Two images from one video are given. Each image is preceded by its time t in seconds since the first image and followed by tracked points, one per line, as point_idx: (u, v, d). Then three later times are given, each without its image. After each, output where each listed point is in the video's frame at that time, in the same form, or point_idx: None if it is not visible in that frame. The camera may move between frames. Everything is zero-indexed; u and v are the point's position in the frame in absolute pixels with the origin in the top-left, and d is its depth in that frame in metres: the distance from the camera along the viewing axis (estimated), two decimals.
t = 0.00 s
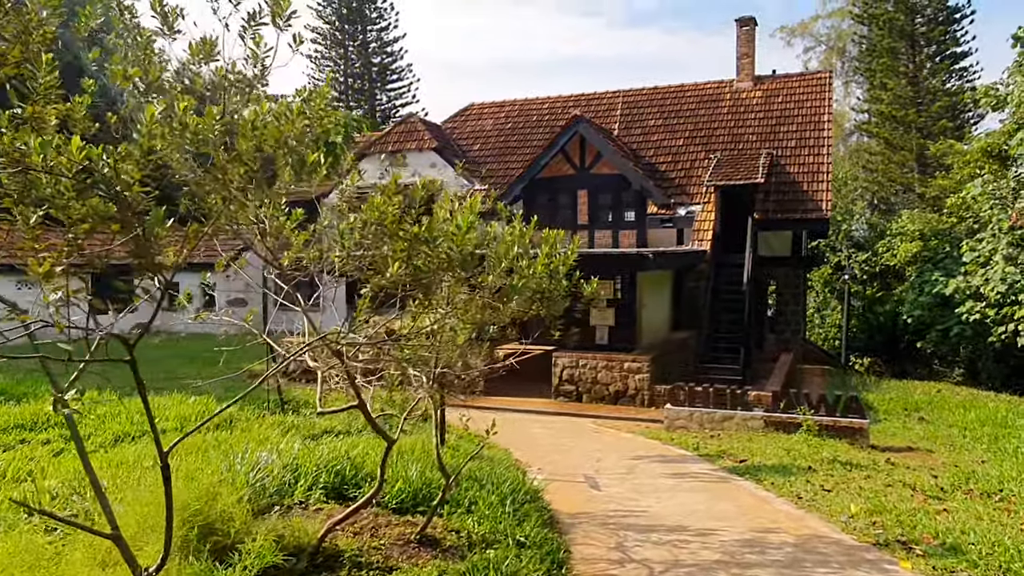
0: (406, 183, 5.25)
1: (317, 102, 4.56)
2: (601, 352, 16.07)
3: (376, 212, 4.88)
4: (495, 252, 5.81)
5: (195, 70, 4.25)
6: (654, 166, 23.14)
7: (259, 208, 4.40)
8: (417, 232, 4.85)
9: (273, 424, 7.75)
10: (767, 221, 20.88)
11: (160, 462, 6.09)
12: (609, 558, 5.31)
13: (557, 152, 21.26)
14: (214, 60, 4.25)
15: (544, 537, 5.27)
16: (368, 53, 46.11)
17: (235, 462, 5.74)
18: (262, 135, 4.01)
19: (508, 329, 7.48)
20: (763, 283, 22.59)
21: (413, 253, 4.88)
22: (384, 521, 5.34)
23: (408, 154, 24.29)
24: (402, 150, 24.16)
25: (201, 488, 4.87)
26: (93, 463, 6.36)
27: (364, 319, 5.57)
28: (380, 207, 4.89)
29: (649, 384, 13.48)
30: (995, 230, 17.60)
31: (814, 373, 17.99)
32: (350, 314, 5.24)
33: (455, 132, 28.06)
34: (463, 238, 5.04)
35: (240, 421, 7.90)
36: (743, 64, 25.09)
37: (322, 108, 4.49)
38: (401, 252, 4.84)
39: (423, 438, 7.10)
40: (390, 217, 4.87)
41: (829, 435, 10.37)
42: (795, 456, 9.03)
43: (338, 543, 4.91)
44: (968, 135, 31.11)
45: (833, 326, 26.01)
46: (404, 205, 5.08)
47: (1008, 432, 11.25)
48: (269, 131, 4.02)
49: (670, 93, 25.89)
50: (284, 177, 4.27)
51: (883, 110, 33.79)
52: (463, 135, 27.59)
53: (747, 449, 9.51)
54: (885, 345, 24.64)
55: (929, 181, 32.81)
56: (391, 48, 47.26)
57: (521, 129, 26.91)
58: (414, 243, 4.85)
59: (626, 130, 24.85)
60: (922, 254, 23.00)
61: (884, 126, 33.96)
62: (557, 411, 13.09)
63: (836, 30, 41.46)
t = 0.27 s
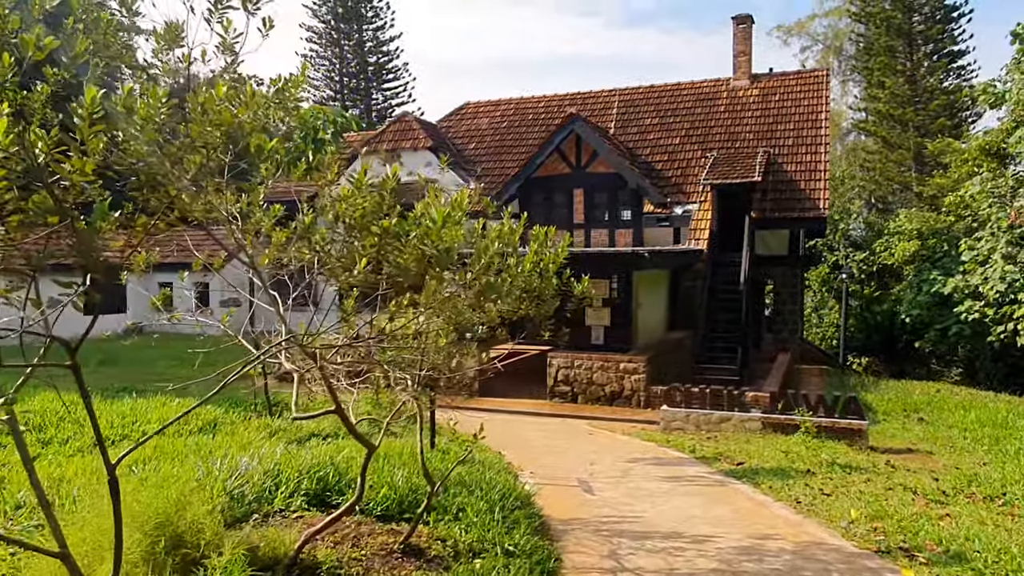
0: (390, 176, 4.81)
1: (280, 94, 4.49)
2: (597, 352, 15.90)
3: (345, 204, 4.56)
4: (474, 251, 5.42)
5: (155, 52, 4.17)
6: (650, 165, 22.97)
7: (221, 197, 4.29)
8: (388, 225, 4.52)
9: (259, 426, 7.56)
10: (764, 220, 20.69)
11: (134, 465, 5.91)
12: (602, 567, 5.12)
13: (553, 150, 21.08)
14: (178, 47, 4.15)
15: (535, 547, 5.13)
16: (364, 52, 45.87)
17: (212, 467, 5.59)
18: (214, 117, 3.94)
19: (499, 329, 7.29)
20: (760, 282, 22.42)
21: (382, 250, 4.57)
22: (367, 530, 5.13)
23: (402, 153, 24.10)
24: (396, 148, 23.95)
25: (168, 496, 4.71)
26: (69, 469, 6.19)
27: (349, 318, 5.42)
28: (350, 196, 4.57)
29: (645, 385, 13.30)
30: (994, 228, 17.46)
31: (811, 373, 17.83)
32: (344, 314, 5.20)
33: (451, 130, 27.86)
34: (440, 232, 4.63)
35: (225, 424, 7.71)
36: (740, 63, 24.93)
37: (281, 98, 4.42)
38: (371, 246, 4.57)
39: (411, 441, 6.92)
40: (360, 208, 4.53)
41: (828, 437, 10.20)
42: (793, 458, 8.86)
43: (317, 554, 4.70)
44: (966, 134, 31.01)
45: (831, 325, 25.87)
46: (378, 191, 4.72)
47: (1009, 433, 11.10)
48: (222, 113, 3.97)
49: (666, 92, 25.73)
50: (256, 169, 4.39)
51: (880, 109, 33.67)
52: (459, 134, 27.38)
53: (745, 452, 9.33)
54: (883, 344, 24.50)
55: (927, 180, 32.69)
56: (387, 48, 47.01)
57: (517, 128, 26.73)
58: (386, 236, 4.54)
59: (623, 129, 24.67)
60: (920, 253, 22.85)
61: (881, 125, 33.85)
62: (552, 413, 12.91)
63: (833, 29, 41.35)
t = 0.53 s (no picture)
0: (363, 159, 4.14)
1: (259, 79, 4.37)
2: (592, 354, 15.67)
3: (315, 194, 4.02)
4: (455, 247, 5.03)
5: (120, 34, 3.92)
6: (646, 165, 22.77)
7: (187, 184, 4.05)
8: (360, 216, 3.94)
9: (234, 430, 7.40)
10: (761, 221, 20.55)
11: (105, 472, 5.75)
12: None
13: (549, 151, 20.91)
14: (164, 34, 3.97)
15: (530, 558, 4.98)
16: (360, 52, 45.61)
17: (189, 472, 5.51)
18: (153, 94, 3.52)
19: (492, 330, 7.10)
20: (758, 283, 22.22)
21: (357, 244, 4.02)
22: (349, 541, 4.92)
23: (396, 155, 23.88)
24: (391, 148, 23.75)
25: (130, 509, 4.60)
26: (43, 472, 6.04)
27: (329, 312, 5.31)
28: (317, 186, 4.03)
29: (641, 388, 13.09)
30: (993, 230, 17.29)
31: (809, 376, 17.65)
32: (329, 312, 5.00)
33: (446, 131, 27.65)
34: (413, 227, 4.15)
35: (208, 427, 7.55)
36: (737, 63, 24.77)
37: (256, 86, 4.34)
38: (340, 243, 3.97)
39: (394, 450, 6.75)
40: (331, 197, 3.98)
41: (828, 441, 10.00)
42: (793, 464, 8.64)
43: (296, 567, 4.50)
44: (964, 136, 30.91)
45: (828, 328, 25.68)
46: (354, 179, 4.13)
47: (1011, 438, 10.92)
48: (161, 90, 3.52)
49: (663, 92, 25.54)
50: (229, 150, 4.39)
51: (877, 110, 33.55)
52: (454, 134, 27.17)
53: (744, 457, 9.11)
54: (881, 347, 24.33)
55: (924, 182, 32.57)
56: (382, 49, 46.79)
57: (512, 128, 26.52)
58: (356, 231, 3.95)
59: (619, 129, 24.49)
60: (918, 256, 22.69)
61: (879, 127, 33.73)
62: (546, 416, 12.70)
63: (830, 31, 41.25)
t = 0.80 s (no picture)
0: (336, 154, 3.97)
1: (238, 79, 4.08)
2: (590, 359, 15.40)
3: (281, 190, 3.81)
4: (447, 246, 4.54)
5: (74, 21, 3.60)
6: (645, 168, 22.59)
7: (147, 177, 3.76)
8: (330, 214, 3.78)
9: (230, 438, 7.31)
10: (761, 225, 20.36)
11: (91, 481, 5.77)
12: None
13: (546, 153, 20.77)
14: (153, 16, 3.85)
15: None
16: (356, 55, 45.37)
17: (172, 486, 5.50)
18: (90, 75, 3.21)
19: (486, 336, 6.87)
20: (757, 287, 22.02)
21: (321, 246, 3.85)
22: (335, 561, 4.76)
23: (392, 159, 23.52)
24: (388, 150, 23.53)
25: (98, 527, 4.60)
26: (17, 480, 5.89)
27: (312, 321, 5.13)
28: (283, 183, 3.81)
29: (640, 394, 12.87)
30: (995, 234, 17.13)
31: (809, 381, 17.45)
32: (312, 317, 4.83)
33: (443, 133, 27.46)
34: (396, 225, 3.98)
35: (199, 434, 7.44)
36: (736, 65, 24.62)
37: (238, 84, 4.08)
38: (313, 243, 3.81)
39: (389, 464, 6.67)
40: (300, 195, 3.80)
41: (831, 449, 9.79)
42: (796, 473, 8.43)
43: None
44: (963, 139, 30.79)
45: (828, 332, 25.50)
46: (324, 177, 3.96)
47: (1017, 445, 10.73)
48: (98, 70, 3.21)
49: (662, 94, 25.37)
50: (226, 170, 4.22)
51: (877, 113, 33.43)
52: (451, 137, 26.97)
53: (745, 466, 8.90)
54: (880, 352, 24.16)
55: (924, 185, 32.42)
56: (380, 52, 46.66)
57: (509, 131, 26.34)
58: (328, 230, 3.79)
59: (617, 132, 24.31)
60: (918, 259, 22.51)
61: (878, 130, 33.61)
62: (543, 423, 12.49)
63: (828, 34, 41.16)
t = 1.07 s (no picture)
0: (294, 141, 3.56)
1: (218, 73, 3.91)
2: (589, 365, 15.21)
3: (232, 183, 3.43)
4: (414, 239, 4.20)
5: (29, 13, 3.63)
6: (643, 171, 22.41)
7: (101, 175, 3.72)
8: (287, 208, 3.28)
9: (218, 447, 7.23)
10: (761, 228, 20.15)
11: (68, 491, 5.80)
12: None
13: (543, 156, 20.63)
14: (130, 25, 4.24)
15: None
16: (355, 59, 45.30)
17: (149, 498, 5.45)
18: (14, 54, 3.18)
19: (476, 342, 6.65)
20: (757, 291, 21.83)
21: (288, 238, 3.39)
22: None
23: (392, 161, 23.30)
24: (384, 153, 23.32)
25: (59, 547, 4.64)
26: None
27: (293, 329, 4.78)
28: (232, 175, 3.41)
29: (639, 399, 12.66)
30: (997, 236, 16.94)
31: (810, 385, 17.24)
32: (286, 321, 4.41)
33: (440, 136, 27.29)
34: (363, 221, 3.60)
35: (187, 441, 7.35)
36: (734, 68, 24.47)
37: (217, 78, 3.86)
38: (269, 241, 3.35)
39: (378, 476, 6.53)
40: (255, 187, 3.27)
41: (834, 456, 9.58)
42: (798, 481, 8.22)
43: None
44: (963, 141, 30.66)
45: (828, 336, 25.29)
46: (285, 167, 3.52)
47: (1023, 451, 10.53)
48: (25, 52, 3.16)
49: (660, 97, 25.21)
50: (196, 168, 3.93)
51: (876, 116, 33.30)
52: (448, 140, 26.81)
53: (747, 473, 8.67)
54: (881, 356, 23.98)
55: (924, 188, 32.30)
56: (377, 55, 46.51)
57: (507, 134, 26.17)
58: (285, 225, 3.30)
59: (616, 134, 24.13)
60: (919, 263, 22.33)
61: (877, 132, 33.47)
62: (540, 429, 12.28)
63: (826, 37, 41.10)
